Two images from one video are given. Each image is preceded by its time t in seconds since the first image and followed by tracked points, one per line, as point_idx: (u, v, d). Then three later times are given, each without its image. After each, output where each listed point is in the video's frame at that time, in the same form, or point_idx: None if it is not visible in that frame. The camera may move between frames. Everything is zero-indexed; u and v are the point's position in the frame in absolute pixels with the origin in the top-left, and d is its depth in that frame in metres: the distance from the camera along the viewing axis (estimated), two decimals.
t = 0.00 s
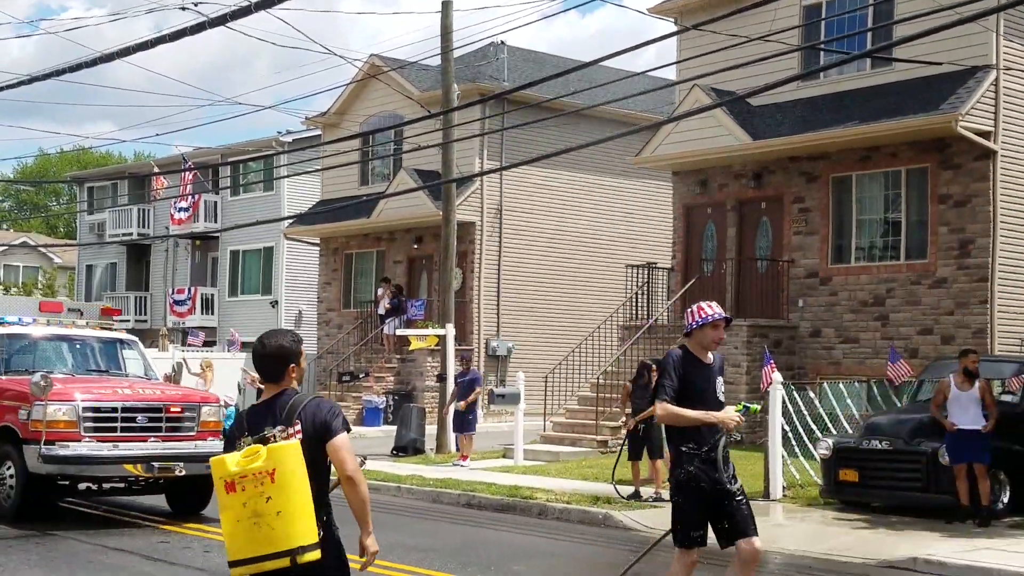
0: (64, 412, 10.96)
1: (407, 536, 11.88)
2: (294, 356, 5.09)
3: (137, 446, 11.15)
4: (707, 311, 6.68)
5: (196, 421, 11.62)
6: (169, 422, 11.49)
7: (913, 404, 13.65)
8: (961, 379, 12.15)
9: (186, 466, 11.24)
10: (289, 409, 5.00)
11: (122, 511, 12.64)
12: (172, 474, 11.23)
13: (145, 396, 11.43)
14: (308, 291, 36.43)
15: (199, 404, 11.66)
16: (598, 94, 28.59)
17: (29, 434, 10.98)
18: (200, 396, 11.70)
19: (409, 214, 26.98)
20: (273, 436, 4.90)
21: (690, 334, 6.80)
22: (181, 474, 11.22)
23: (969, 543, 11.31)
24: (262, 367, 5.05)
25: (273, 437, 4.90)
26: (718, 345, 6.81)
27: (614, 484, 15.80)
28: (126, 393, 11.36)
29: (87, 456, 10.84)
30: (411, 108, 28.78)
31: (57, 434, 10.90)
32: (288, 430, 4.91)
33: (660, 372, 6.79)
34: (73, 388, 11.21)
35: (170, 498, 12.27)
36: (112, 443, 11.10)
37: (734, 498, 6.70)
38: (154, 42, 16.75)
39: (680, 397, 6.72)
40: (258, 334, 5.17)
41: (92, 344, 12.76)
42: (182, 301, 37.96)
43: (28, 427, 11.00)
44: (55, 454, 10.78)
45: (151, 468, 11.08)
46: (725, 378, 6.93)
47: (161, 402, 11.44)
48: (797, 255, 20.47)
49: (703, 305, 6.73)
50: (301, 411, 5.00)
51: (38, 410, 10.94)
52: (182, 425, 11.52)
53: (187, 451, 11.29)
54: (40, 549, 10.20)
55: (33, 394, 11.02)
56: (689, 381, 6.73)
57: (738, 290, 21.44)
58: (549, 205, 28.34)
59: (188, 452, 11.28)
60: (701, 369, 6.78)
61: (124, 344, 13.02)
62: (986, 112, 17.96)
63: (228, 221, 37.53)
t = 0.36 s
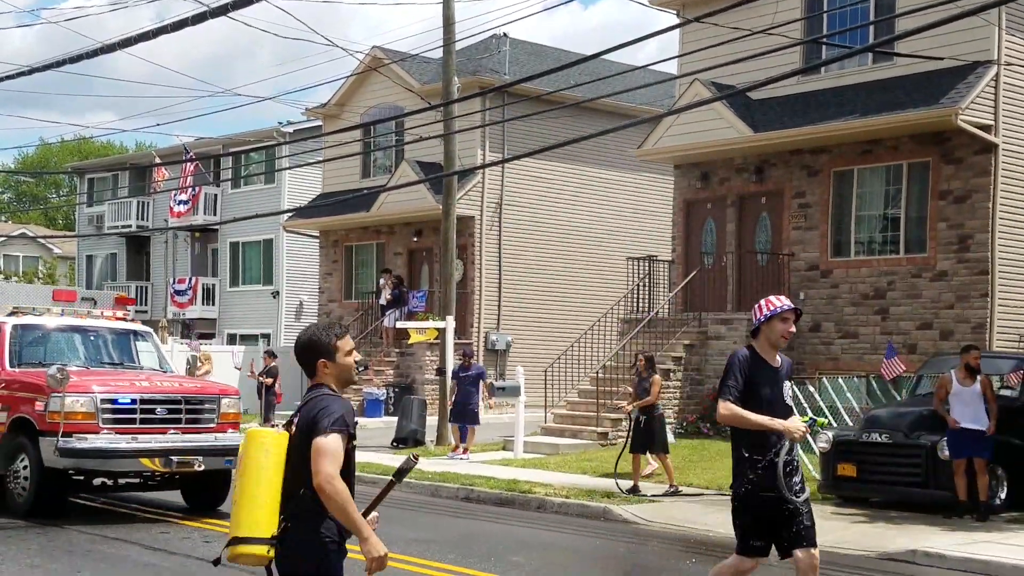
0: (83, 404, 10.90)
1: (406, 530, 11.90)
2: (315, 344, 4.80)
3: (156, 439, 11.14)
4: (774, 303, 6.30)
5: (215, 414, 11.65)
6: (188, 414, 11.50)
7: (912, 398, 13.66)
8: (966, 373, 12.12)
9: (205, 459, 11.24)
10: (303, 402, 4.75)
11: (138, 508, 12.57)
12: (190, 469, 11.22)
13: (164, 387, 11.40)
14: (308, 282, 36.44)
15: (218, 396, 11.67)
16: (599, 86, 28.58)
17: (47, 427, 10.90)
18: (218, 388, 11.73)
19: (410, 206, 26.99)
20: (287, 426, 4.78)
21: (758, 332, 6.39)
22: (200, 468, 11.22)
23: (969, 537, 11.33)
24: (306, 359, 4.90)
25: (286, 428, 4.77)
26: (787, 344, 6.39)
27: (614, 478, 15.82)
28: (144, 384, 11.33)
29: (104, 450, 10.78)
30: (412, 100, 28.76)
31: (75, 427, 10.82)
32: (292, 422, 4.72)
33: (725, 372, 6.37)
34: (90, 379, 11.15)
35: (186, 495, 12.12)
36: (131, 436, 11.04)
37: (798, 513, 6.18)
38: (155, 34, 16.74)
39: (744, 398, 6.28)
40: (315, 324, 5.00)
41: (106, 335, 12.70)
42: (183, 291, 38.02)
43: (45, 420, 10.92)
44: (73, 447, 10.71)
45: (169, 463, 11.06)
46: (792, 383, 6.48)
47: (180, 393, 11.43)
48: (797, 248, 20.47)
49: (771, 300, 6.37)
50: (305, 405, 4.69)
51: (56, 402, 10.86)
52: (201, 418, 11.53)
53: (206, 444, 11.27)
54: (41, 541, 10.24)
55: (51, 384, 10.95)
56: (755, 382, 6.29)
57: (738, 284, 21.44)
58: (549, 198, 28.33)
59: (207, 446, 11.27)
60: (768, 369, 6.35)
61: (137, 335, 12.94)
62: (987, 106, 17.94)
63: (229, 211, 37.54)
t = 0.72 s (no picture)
0: (97, 397, 10.72)
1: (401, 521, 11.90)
2: (376, 346, 4.46)
3: (173, 434, 10.82)
4: (829, 293, 6.22)
5: (231, 408, 11.50)
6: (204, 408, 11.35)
7: (906, 392, 13.69)
8: (961, 369, 12.18)
9: (224, 454, 10.92)
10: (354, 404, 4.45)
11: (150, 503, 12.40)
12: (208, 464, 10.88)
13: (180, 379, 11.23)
14: (304, 275, 36.41)
15: (234, 390, 11.53)
16: (596, 80, 28.57)
17: (60, 420, 10.71)
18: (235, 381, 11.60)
19: (405, 199, 26.98)
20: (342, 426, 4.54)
21: (814, 323, 6.33)
22: (218, 464, 10.89)
23: (962, 531, 11.37)
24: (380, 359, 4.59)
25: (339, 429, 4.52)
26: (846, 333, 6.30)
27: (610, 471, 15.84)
28: (160, 377, 11.15)
29: (119, 446, 10.44)
30: (408, 93, 28.74)
31: (89, 421, 10.66)
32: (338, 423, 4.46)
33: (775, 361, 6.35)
34: (105, 372, 10.97)
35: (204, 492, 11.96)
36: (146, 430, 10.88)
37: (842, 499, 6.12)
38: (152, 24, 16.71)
39: (793, 387, 6.26)
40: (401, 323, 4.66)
41: (118, 326, 12.48)
42: (178, 284, 37.91)
43: (59, 414, 10.72)
44: (88, 442, 10.42)
45: (187, 458, 10.72)
46: (854, 371, 6.39)
47: (197, 387, 11.27)
48: (793, 243, 20.50)
49: (827, 289, 6.27)
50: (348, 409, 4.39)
51: (69, 395, 10.68)
52: (217, 412, 11.38)
53: (224, 439, 10.97)
54: (35, 532, 10.25)
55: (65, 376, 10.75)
56: (804, 373, 6.25)
57: (733, 278, 21.44)
58: (545, 191, 28.33)
59: (225, 441, 10.96)
60: (821, 359, 6.28)
61: (150, 326, 12.67)
62: (982, 102, 17.97)
63: (224, 203, 37.50)
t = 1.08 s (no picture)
0: (118, 392, 10.23)
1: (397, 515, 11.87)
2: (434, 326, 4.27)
3: (196, 429, 10.36)
4: (895, 285, 5.80)
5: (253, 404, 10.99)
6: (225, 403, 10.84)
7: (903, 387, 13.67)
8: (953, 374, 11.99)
9: (246, 450, 10.47)
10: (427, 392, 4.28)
11: (163, 498, 12.16)
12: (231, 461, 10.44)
13: (202, 373, 10.73)
14: (302, 268, 36.36)
15: (257, 384, 10.99)
16: (594, 73, 28.53)
17: (80, 416, 10.24)
18: (258, 375, 11.07)
19: (403, 192, 26.94)
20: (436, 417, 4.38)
21: (880, 318, 5.87)
22: (241, 460, 10.44)
23: (960, 526, 11.35)
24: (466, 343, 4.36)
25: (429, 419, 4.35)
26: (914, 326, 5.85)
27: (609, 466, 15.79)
28: (181, 370, 10.64)
29: (142, 442, 10.00)
30: (407, 86, 28.69)
31: (109, 416, 10.19)
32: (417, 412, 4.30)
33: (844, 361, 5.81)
34: (125, 366, 10.48)
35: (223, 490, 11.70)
36: (167, 426, 10.39)
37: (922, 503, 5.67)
38: (150, 16, 16.63)
39: (863, 391, 5.77)
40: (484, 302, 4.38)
41: (135, 318, 12.03)
42: (175, 277, 37.73)
43: (79, 409, 10.25)
44: (110, 438, 9.97)
45: (210, 455, 10.26)
46: (927, 366, 5.93)
47: (219, 381, 10.76)
48: (791, 237, 20.47)
49: (892, 281, 5.86)
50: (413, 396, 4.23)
51: (89, 389, 10.20)
52: (239, 408, 10.88)
53: (247, 435, 10.53)
54: (33, 524, 10.21)
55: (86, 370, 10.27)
56: (875, 369, 5.75)
57: (732, 272, 21.43)
58: (543, 185, 28.30)
59: (248, 437, 10.52)
60: (892, 354, 5.79)
61: (167, 320, 12.22)
62: (982, 96, 17.94)
63: (222, 196, 37.43)
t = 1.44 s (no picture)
0: (141, 385, 10.13)
1: (396, 507, 11.87)
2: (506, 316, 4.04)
3: (220, 425, 10.30)
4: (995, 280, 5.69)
5: (278, 398, 10.89)
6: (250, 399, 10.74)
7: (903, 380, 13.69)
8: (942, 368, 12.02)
9: (273, 446, 10.40)
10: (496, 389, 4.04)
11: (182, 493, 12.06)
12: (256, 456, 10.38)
13: (226, 367, 10.63)
14: (300, 261, 36.34)
15: (281, 378, 10.89)
16: (593, 66, 28.52)
17: (102, 410, 10.15)
18: (282, 368, 10.97)
19: (402, 185, 26.94)
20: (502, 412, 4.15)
21: (966, 314, 5.77)
22: (268, 456, 10.36)
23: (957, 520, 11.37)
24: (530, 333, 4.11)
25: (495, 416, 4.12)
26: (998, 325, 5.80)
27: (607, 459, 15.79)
28: (205, 364, 10.54)
29: (166, 437, 9.93)
30: (406, 79, 28.68)
31: (133, 411, 10.08)
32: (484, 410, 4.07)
33: (931, 357, 5.71)
34: (148, 359, 10.40)
35: (245, 486, 11.62)
36: (192, 420, 10.30)
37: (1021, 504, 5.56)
38: (149, 8, 16.62)
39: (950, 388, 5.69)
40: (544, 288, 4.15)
41: (152, 311, 11.94)
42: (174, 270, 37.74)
43: (101, 403, 10.15)
44: (133, 433, 9.87)
45: (236, 450, 10.23)
46: (1002, 365, 5.89)
47: (243, 375, 10.66)
48: (790, 231, 20.47)
49: (990, 275, 5.74)
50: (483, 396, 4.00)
51: (112, 382, 10.10)
52: (263, 402, 10.77)
53: (273, 431, 10.46)
54: (31, 516, 10.21)
55: (108, 363, 10.18)
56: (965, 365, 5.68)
57: (731, 264, 21.44)
58: (543, 178, 28.26)
59: (276, 433, 10.44)
60: (977, 350, 5.74)
61: (184, 313, 12.17)
62: (981, 90, 17.94)
63: (221, 189, 37.41)
